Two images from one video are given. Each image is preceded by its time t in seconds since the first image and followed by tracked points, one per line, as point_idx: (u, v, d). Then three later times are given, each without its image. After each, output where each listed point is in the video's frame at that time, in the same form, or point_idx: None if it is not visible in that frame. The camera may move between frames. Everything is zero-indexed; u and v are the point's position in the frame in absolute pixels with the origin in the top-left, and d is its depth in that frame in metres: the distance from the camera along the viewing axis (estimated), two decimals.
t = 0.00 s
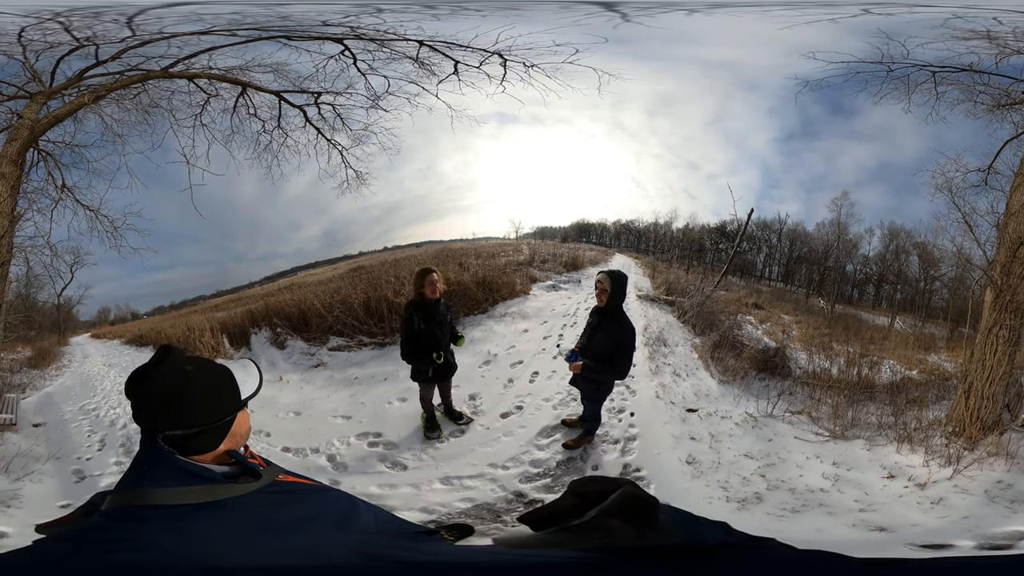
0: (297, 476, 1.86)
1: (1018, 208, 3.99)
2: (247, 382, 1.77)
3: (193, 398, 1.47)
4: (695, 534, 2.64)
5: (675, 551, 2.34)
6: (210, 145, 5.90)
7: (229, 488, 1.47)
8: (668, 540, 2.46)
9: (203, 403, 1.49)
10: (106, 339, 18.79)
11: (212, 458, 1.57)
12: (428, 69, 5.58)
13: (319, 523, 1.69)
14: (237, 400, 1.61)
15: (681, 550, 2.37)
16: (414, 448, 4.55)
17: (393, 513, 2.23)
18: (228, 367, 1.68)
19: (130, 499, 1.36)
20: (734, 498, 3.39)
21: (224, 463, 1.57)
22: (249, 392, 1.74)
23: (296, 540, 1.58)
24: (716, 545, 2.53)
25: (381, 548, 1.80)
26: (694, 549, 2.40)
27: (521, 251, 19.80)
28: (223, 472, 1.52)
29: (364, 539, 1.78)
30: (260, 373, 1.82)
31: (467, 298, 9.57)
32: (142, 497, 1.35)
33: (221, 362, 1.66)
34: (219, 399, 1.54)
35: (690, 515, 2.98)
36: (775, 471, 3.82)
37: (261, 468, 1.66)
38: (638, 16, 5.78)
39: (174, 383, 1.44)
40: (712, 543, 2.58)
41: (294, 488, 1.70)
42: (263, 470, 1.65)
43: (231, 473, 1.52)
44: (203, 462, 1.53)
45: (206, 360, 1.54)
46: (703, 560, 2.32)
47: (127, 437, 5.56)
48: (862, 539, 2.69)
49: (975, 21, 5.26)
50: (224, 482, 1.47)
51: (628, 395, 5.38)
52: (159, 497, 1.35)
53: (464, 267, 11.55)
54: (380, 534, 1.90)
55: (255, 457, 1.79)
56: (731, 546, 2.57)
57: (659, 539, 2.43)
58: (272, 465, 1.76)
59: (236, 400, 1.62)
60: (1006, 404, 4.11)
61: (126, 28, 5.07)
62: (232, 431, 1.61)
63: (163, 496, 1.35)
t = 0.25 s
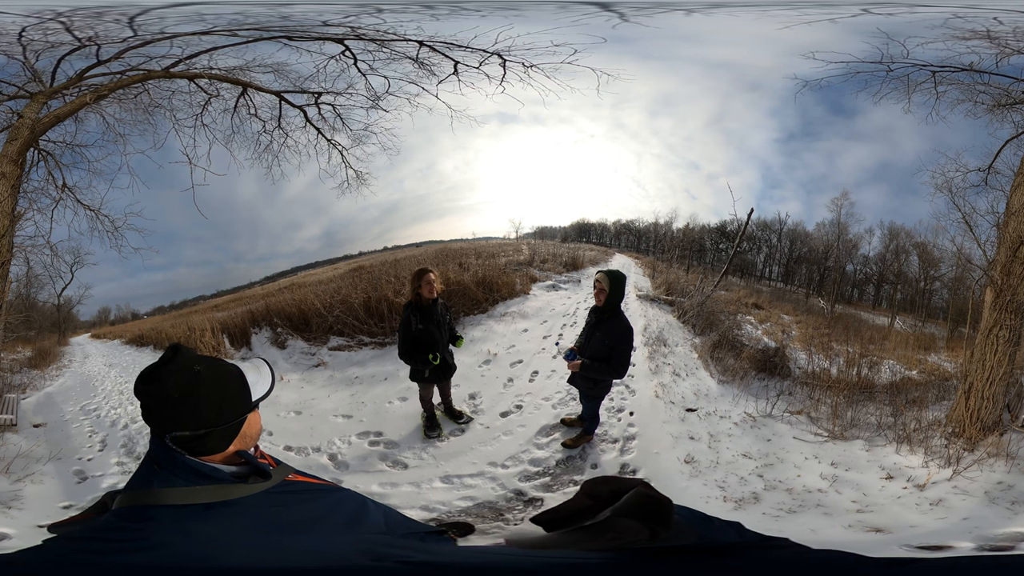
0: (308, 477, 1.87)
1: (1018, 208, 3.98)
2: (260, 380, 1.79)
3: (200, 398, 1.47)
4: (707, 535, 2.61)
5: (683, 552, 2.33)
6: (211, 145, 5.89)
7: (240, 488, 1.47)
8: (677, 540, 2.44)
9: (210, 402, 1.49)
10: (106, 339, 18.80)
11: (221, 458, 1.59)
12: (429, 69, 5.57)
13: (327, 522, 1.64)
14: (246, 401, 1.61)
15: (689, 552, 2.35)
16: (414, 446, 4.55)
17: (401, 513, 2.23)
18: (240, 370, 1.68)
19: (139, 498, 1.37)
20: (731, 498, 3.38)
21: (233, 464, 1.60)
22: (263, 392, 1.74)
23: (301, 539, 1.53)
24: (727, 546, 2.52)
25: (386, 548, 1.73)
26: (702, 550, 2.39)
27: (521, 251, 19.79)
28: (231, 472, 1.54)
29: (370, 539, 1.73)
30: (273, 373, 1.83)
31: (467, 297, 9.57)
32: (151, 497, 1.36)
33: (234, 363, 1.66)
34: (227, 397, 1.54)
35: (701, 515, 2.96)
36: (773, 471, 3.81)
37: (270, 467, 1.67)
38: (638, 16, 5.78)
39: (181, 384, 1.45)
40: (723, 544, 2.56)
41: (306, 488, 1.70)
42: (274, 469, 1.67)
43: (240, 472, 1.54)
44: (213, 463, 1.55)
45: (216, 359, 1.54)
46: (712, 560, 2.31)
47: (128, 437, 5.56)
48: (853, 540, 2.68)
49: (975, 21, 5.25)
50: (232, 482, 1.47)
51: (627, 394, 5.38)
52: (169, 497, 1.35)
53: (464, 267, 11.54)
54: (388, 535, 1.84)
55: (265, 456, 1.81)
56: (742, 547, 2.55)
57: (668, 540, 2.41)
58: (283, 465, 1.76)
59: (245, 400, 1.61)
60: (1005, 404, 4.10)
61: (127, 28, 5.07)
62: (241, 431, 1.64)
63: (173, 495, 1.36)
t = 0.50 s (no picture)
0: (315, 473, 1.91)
1: (1019, 208, 3.97)
2: (270, 386, 1.78)
3: (203, 397, 1.42)
4: (700, 537, 2.58)
5: (672, 552, 2.30)
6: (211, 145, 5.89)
7: (247, 487, 1.47)
8: (669, 540, 2.43)
9: (213, 403, 1.44)
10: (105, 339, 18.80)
11: (227, 458, 1.55)
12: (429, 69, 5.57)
13: (336, 521, 1.73)
14: (251, 403, 1.57)
15: (681, 552, 2.33)
16: (415, 446, 4.54)
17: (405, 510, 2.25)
18: (250, 371, 1.65)
19: (148, 498, 1.38)
20: (729, 498, 3.37)
21: (241, 463, 1.58)
22: (270, 397, 1.73)
23: (310, 537, 1.61)
24: (721, 547, 2.49)
25: (393, 546, 1.82)
26: (693, 549, 2.36)
27: (521, 251, 19.77)
28: (239, 471, 1.53)
29: (377, 536, 1.82)
30: (282, 376, 1.83)
31: (467, 297, 9.56)
32: (160, 497, 1.37)
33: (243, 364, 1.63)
34: (232, 398, 1.49)
35: (697, 517, 2.94)
36: (772, 471, 3.80)
37: (277, 466, 1.68)
38: (637, 17, 5.78)
39: (185, 382, 1.41)
40: (718, 545, 2.54)
41: (313, 486, 1.73)
42: (280, 467, 1.68)
43: (246, 471, 1.53)
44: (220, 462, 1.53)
45: (223, 357, 1.50)
46: (704, 560, 2.29)
47: (128, 437, 5.56)
48: (849, 542, 2.66)
49: (976, 21, 5.24)
50: (239, 481, 1.47)
51: (627, 394, 5.38)
52: (178, 496, 1.36)
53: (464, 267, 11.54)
54: (395, 532, 1.94)
55: (271, 455, 1.82)
56: (735, 547, 2.53)
57: (661, 539, 2.41)
58: (289, 464, 1.77)
59: (251, 402, 1.57)
60: (1006, 405, 4.09)
61: (129, 28, 5.06)
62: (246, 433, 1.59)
63: (182, 495, 1.36)
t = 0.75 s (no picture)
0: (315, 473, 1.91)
1: (1019, 208, 3.97)
2: (275, 402, 1.74)
3: (199, 401, 1.42)
4: (694, 539, 2.57)
5: (664, 556, 2.28)
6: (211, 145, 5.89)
7: (248, 486, 1.45)
8: (662, 542, 2.43)
9: (208, 408, 1.43)
10: (106, 339, 18.84)
11: (226, 459, 1.54)
12: (429, 70, 5.57)
13: (337, 519, 1.74)
14: (249, 410, 1.56)
15: (673, 555, 2.31)
16: (415, 446, 4.54)
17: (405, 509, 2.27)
18: (252, 378, 1.62)
19: (151, 497, 1.36)
20: (728, 498, 3.37)
21: (240, 464, 1.56)
22: (271, 416, 1.67)
23: (310, 538, 1.61)
24: (716, 550, 2.47)
25: (392, 545, 1.84)
26: (684, 552, 2.34)
27: (521, 251, 19.78)
28: (240, 471, 1.50)
29: (377, 536, 1.83)
30: (290, 395, 1.78)
31: (467, 297, 9.55)
32: (162, 495, 1.35)
33: (247, 368, 1.61)
34: (228, 403, 1.48)
35: (694, 518, 2.93)
36: (771, 471, 3.80)
37: (278, 467, 1.68)
38: (637, 16, 5.78)
39: (181, 384, 1.41)
40: (713, 548, 2.52)
41: (313, 486, 1.73)
42: (281, 468, 1.68)
43: (247, 471, 1.51)
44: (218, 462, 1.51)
45: (224, 361, 1.49)
46: (698, 562, 2.28)
47: (128, 437, 5.56)
48: (852, 542, 2.66)
49: (976, 21, 5.24)
50: (241, 480, 1.45)
51: (627, 394, 5.37)
52: (180, 495, 1.34)
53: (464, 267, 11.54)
54: (395, 531, 1.95)
55: (273, 455, 1.81)
56: (730, 551, 2.51)
57: (655, 541, 2.41)
58: (290, 463, 1.77)
59: (245, 410, 1.54)
60: (1006, 404, 4.09)
61: (129, 28, 5.05)
62: (244, 438, 1.59)
63: (185, 493, 1.34)
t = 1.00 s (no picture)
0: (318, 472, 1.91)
1: (1019, 208, 3.97)
2: (279, 400, 1.67)
3: (202, 398, 1.42)
4: (699, 541, 2.56)
5: (665, 557, 2.29)
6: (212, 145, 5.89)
7: (251, 485, 1.46)
8: (666, 543, 2.43)
9: (210, 405, 1.43)
10: (106, 339, 18.85)
11: (230, 458, 1.55)
12: (429, 70, 5.58)
13: (339, 519, 1.74)
14: (253, 410, 1.54)
15: (673, 556, 2.31)
16: (415, 445, 4.54)
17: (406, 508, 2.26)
18: (259, 379, 1.62)
19: (155, 496, 1.37)
20: (727, 498, 3.37)
21: (243, 463, 1.57)
22: (274, 415, 1.62)
23: (314, 537, 1.61)
24: (716, 552, 2.48)
25: (393, 545, 1.84)
26: (687, 554, 2.33)
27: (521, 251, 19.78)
28: (243, 469, 1.50)
29: (378, 535, 1.83)
30: (294, 394, 1.70)
31: (467, 297, 9.55)
32: (167, 494, 1.37)
33: (253, 369, 1.61)
34: (230, 402, 1.46)
35: (695, 518, 2.92)
36: (771, 471, 3.80)
37: (281, 466, 1.68)
38: (638, 16, 5.78)
39: (186, 380, 1.41)
40: (715, 549, 2.53)
41: (314, 485, 1.74)
42: (284, 467, 1.69)
43: (250, 470, 1.52)
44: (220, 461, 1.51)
45: (229, 359, 1.49)
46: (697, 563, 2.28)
47: (129, 437, 5.56)
48: (851, 542, 2.66)
49: (976, 21, 5.24)
50: (244, 479, 1.46)
51: (627, 393, 5.37)
52: (185, 494, 1.36)
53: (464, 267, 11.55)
54: (397, 531, 1.96)
55: (276, 454, 1.80)
56: (732, 552, 2.51)
57: (659, 542, 2.41)
58: (293, 462, 1.77)
59: (248, 410, 1.52)
60: (1006, 404, 4.09)
61: (130, 28, 5.05)
62: (247, 436, 1.57)
63: (189, 492, 1.36)
